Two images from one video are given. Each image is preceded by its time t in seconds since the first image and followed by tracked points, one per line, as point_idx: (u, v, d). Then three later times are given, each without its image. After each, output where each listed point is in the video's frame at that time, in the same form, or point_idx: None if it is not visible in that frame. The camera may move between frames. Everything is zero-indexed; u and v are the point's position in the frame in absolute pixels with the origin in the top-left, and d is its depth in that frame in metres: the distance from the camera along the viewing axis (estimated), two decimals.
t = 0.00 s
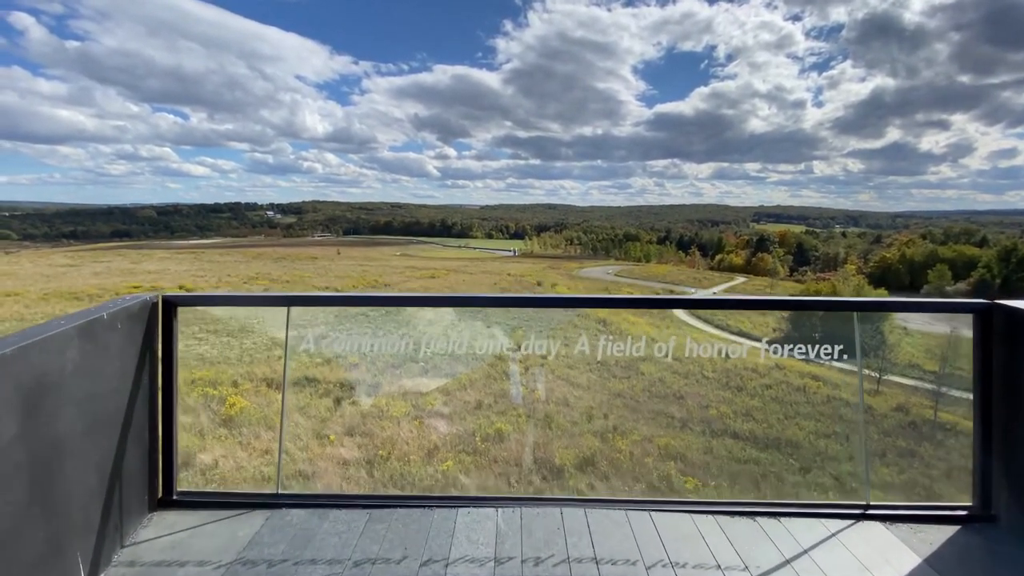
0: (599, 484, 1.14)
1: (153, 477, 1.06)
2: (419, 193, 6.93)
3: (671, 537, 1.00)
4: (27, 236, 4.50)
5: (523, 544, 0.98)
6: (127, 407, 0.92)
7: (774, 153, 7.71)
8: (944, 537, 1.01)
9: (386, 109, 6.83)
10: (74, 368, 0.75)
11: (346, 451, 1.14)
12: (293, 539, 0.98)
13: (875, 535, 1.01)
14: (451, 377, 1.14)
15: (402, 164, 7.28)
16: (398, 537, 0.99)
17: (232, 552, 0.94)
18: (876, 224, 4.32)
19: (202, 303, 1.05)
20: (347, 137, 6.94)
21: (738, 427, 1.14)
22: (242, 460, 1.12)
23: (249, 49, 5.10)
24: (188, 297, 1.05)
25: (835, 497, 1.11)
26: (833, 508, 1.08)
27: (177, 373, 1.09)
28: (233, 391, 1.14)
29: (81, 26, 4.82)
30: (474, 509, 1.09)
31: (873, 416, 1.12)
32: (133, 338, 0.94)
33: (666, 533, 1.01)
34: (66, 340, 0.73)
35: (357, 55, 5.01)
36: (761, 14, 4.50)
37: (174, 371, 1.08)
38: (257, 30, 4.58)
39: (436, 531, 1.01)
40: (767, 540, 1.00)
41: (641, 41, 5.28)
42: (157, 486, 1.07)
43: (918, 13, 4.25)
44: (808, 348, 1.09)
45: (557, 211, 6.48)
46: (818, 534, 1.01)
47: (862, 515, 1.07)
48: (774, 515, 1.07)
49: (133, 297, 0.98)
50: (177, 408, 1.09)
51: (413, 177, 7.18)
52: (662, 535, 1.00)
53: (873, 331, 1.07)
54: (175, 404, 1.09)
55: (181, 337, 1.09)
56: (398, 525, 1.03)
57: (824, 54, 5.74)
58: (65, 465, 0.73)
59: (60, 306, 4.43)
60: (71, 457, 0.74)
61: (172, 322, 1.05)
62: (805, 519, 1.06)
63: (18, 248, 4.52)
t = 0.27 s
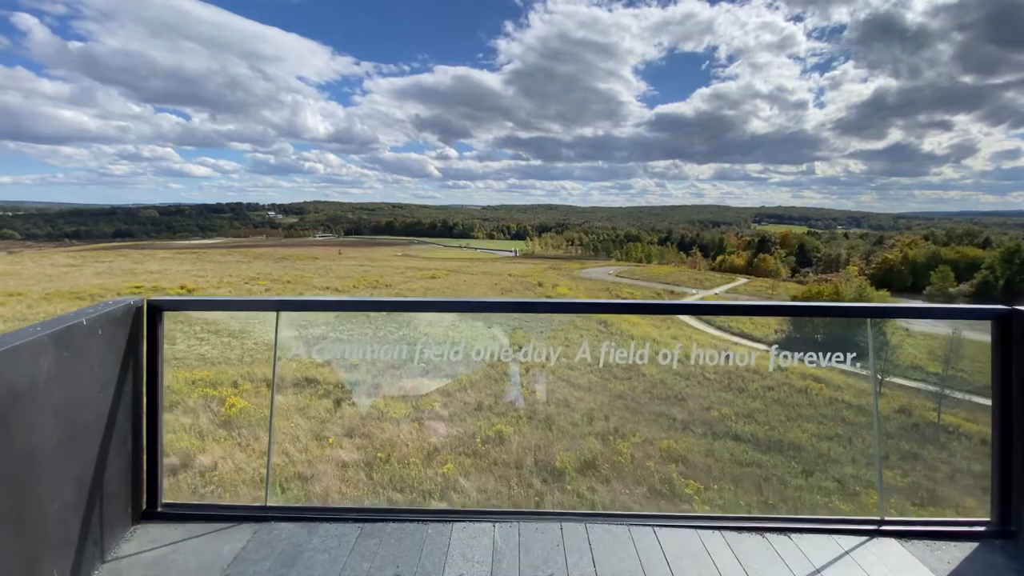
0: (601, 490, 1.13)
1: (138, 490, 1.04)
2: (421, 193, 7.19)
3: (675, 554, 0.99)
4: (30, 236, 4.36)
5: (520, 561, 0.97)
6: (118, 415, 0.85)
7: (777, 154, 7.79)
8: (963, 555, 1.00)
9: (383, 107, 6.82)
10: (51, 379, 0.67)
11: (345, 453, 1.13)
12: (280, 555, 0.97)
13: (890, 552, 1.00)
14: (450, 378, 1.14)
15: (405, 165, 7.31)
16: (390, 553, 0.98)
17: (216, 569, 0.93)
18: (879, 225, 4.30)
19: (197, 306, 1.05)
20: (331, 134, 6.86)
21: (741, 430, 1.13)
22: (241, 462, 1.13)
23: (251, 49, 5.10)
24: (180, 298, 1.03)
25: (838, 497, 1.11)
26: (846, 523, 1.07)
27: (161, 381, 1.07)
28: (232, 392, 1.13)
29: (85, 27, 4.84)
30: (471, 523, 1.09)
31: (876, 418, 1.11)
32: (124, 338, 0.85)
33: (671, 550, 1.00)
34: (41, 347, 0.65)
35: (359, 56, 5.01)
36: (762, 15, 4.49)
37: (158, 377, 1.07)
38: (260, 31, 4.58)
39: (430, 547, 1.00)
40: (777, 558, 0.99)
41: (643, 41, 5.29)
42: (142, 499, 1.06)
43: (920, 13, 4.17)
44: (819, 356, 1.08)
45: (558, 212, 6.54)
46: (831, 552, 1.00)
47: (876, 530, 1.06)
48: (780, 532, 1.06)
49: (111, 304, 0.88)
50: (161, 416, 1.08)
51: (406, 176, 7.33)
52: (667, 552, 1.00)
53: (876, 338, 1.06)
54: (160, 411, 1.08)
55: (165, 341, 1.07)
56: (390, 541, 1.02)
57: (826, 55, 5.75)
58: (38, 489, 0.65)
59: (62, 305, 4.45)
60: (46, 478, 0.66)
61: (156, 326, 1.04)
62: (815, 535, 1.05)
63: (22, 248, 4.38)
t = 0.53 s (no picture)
0: (602, 495, 1.13)
1: (120, 501, 1.03)
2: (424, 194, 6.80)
3: (676, 569, 0.98)
4: (36, 236, 4.24)
5: None
6: (94, 420, 0.88)
7: (780, 154, 7.55)
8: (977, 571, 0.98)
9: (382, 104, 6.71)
10: (28, 382, 0.71)
11: (345, 454, 1.14)
12: (268, 567, 0.97)
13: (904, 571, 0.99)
14: (452, 378, 1.13)
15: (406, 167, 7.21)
16: (380, 567, 0.97)
17: None
18: (883, 225, 4.27)
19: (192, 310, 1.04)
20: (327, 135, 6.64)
21: (743, 432, 1.12)
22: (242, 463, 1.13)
23: (254, 49, 5.10)
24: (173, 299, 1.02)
25: (841, 499, 1.11)
26: (854, 538, 1.06)
27: (145, 387, 1.06)
28: (234, 392, 1.15)
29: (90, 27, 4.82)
30: (463, 535, 1.08)
31: (881, 421, 1.10)
32: (100, 347, 0.89)
33: (673, 566, 0.99)
34: (18, 352, 0.68)
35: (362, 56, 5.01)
36: (765, 14, 4.51)
37: (142, 382, 1.06)
38: (264, 32, 4.60)
39: (420, 561, 0.99)
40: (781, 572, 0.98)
41: (646, 42, 5.28)
42: (125, 509, 1.05)
43: (926, 13, 4.24)
44: (824, 361, 1.07)
45: (561, 212, 6.11)
46: (839, 568, 0.99)
47: (885, 545, 1.05)
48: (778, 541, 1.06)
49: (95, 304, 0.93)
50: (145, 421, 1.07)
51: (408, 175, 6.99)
52: (668, 568, 0.98)
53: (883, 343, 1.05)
54: (144, 418, 1.07)
55: (151, 345, 1.06)
56: (380, 555, 1.01)
57: (830, 55, 5.82)
58: (13, 488, 0.68)
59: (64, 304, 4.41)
60: (21, 478, 0.69)
61: (139, 329, 1.02)
62: (821, 551, 1.04)
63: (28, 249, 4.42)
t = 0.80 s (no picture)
0: (603, 499, 1.19)
1: (98, 508, 1.11)
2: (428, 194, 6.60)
3: None
4: (38, 235, 4.54)
5: None
6: (66, 428, 0.96)
7: (786, 155, 6.90)
8: None
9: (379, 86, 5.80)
10: None
11: (344, 455, 1.20)
12: None
13: None
14: (454, 379, 1.17)
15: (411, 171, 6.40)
16: None
17: None
18: (887, 228, 4.24)
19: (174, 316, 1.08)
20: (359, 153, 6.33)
21: (746, 434, 1.16)
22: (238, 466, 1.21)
23: (259, 50, 5.12)
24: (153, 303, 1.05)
25: (844, 503, 1.16)
26: (859, 551, 1.10)
27: (124, 395, 1.13)
28: (235, 392, 1.21)
29: (95, 27, 4.83)
30: (450, 547, 1.12)
31: (885, 424, 1.14)
32: (74, 348, 0.98)
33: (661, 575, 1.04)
34: None
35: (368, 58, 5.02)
36: (771, 16, 4.51)
37: (121, 389, 1.12)
38: (269, 32, 4.56)
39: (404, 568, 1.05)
40: None
41: (650, 44, 5.27)
42: (103, 517, 1.12)
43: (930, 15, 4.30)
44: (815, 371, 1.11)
45: (564, 213, 5.86)
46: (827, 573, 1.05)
47: (884, 557, 1.10)
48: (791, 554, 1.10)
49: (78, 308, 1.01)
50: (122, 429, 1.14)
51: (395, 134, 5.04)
52: None
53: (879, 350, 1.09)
54: (121, 423, 1.14)
55: (131, 355, 1.13)
56: (361, 564, 1.06)
57: (834, 56, 5.56)
58: None
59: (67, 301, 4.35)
60: None
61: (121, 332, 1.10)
62: (817, 561, 1.09)
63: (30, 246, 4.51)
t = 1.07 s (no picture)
0: (603, 505, 1.32)
1: (72, 517, 1.25)
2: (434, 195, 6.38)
3: None
4: (44, 234, 4.47)
5: None
6: (37, 432, 1.08)
7: (790, 156, 6.45)
8: None
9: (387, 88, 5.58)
10: None
11: (344, 458, 1.34)
12: None
13: None
14: (457, 381, 1.30)
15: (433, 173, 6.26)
16: None
17: None
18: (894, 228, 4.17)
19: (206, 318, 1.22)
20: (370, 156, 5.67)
21: (750, 437, 1.27)
22: (239, 467, 1.35)
23: (266, 51, 5.16)
24: (149, 306, 1.18)
25: (846, 508, 1.28)
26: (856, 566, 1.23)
27: (99, 401, 1.27)
28: (235, 393, 1.33)
29: (101, 27, 4.96)
30: (427, 559, 1.24)
31: (888, 426, 1.24)
32: (47, 356, 1.10)
33: None
34: None
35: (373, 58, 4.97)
36: (775, 17, 4.51)
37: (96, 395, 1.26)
38: (274, 33, 4.62)
39: None
40: None
41: (655, 45, 5.29)
42: (77, 526, 1.26)
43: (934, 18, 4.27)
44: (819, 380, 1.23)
45: (568, 215, 5.67)
46: None
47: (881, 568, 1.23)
48: (795, 559, 1.23)
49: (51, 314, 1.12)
50: (98, 434, 1.28)
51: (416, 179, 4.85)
52: None
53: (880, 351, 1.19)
54: (96, 428, 1.28)
55: (106, 362, 1.27)
56: None
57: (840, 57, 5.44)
58: None
59: (71, 300, 4.21)
60: None
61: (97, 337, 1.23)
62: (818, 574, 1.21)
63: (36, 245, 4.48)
